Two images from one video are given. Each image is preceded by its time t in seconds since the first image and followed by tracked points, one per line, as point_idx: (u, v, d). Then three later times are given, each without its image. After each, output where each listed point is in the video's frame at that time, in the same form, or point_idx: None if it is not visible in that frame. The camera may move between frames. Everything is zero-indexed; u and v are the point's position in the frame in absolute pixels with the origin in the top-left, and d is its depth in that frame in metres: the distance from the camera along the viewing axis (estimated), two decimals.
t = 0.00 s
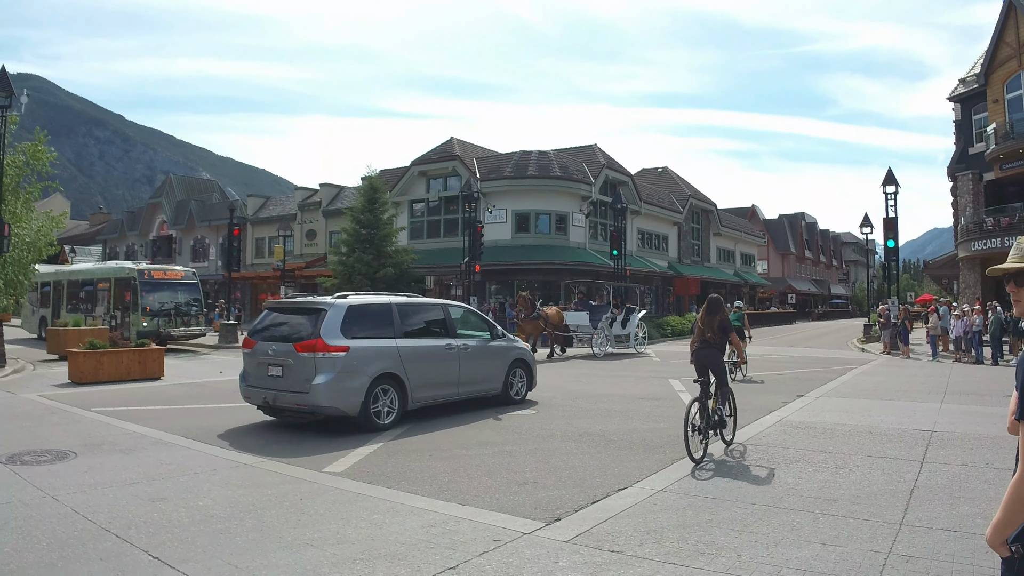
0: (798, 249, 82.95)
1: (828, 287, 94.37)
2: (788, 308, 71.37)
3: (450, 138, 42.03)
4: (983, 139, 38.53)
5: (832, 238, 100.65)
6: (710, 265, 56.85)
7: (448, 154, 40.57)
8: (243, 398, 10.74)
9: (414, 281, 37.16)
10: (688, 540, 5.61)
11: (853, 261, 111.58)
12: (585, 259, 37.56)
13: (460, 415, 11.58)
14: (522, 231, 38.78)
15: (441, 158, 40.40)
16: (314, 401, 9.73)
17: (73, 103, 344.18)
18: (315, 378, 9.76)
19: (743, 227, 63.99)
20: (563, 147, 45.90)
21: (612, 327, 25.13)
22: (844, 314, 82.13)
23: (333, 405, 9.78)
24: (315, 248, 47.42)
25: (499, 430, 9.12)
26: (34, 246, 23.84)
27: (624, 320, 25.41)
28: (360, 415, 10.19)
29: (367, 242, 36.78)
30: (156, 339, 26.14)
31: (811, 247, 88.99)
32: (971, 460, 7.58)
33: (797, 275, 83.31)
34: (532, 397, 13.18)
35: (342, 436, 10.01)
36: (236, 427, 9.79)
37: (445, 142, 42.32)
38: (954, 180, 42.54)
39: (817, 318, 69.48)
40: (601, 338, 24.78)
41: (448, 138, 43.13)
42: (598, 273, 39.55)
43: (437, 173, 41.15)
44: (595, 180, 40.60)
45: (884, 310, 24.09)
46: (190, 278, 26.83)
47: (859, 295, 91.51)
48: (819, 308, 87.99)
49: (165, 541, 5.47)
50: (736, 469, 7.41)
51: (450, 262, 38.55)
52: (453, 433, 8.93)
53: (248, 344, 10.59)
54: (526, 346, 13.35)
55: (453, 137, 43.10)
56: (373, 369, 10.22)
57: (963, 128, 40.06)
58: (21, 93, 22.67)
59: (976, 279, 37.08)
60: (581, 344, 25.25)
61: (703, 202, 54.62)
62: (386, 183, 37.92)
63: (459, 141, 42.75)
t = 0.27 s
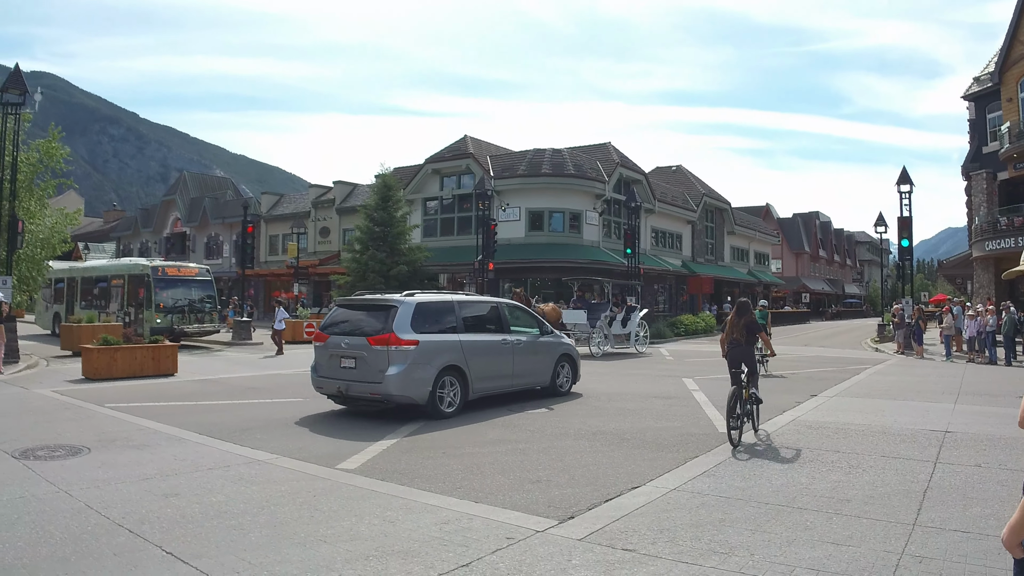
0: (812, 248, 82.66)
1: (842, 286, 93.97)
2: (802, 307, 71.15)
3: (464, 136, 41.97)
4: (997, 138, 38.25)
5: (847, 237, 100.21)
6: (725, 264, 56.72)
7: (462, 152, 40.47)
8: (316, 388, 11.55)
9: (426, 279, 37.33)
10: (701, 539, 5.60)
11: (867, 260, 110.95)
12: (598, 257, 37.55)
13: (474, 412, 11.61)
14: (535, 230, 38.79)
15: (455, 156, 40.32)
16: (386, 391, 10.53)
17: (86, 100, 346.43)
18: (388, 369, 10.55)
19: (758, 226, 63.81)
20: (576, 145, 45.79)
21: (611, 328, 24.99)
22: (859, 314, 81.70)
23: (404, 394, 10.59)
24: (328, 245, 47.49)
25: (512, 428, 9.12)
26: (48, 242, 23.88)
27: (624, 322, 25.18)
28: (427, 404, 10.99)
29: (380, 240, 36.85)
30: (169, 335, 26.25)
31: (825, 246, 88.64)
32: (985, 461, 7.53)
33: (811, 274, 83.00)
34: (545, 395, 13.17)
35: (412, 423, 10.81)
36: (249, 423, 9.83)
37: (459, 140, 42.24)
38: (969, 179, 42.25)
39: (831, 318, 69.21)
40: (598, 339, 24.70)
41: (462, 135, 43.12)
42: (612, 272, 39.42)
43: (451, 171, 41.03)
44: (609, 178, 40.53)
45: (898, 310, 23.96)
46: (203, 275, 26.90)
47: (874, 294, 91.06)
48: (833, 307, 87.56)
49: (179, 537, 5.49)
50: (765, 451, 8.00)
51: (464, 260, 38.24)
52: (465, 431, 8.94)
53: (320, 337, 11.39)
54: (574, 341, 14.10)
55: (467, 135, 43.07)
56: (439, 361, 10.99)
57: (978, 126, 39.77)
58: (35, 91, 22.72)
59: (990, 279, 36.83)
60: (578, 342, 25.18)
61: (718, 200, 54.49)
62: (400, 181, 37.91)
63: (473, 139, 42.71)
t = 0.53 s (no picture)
0: (828, 248, 82.32)
1: (858, 287, 93.45)
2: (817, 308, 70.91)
3: (479, 134, 41.94)
4: (1012, 138, 37.95)
5: (862, 237, 99.81)
6: (740, 263, 56.56)
7: (476, 150, 40.46)
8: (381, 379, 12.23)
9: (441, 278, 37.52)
10: (715, 539, 5.58)
11: (882, 260, 110.23)
12: (613, 256, 37.47)
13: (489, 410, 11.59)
14: (550, 228, 38.81)
15: (470, 154, 40.32)
16: (452, 381, 11.24)
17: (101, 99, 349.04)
18: (454, 361, 11.26)
19: (773, 225, 63.60)
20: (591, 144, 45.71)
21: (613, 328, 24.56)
22: (874, 314, 81.24)
23: (469, 386, 11.31)
24: (343, 243, 47.59)
25: (526, 427, 9.12)
26: (65, 240, 24.31)
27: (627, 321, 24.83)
28: (488, 395, 11.71)
29: (395, 238, 36.87)
30: (184, 332, 26.38)
31: (841, 246, 88.23)
32: (999, 463, 7.48)
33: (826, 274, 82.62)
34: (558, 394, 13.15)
35: (476, 413, 11.54)
36: (262, 420, 9.87)
37: (474, 138, 42.23)
38: (984, 179, 41.94)
39: (846, 319, 68.89)
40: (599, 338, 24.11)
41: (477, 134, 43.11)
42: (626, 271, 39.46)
43: (466, 170, 41.02)
44: (624, 176, 40.47)
45: (913, 310, 23.86)
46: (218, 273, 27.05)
47: (889, 295, 90.63)
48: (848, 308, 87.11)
49: (193, 533, 5.51)
50: (788, 437, 8.64)
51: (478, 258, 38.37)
52: (479, 429, 8.95)
53: (386, 332, 12.06)
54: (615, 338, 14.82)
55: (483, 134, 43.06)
56: (499, 354, 11.73)
57: (993, 126, 39.47)
58: (51, 89, 22.87)
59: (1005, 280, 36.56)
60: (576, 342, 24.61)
61: (733, 200, 54.36)
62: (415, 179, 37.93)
63: (488, 137, 42.69)
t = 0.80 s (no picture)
0: (841, 247, 82.02)
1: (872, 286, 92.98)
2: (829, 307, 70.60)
3: (493, 133, 41.93)
4: None
5: (876, 236, 99.35)
6: (754, 262, 56.39)
7: (490, 149, 40.56)
8: (442, 373, 12.97)
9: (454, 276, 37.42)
10: (728, 539, 5.57)
11: (896, 260, 109.60)
12: (627, 255, 37.41)
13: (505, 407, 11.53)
14: (564, 227, 38.78)
15: (484, 153, 40.43)
16: (511, 374, 11.96)
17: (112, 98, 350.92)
18: (512, 355, 11.97)
19: (787, 224, 63.40)
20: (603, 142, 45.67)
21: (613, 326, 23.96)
22: (888, 314, 80.77)
23: (527, 378, 12.03)
24: (356, 242, 47.68)
25: (538, 425, 9.12)
26: (79, 238, 24.40)
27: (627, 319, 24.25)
28: (543, 386, 12.42)
29: (409, 236, 36.87)
30: (198, 330, 26.47)
31: (855, 245, 87.87)
32: (1013, 465, 7.44)
33: (840, 274, 82.29)
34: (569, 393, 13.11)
35: (534, 404, 12.26)
36: (274, 417, 9.90)
37: (488, 137, 42.25)
38: (998, 178, 41.65)
39: (860, 318, 68.57)
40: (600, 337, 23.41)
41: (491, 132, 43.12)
42: (640, 270, 39.47)
43: (479, 168, 41.12)
44: (638, 175, 40.43)
45: (927, 310, 23.73)
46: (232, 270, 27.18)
47: (903, 294, 90.19)
48: (861, 308, 86.68)
49: (206, 530, 5.52)
50: (809, 424, 9.33)
51: (491, 257, 38.44)
52: (492, 428, 8.96)
53: (445, 329, 12.79)
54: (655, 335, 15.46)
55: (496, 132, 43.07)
56: (553, 349, 12.44)
57: (1006, 125, 39.21)
58: (64, 88, 22.98)
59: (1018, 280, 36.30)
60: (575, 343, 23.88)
61: (747, 198, 54.23)
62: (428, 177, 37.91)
63: (501, 136, 42.70)
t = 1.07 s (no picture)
0: (853, 247, 81.77)
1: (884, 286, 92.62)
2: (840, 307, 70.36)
3: (505, 131, 41.96)
4: None
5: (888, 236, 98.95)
6: (765, 261, 56.26)
7: (501, 147, 40.58)
8: (494, 368, 13.90)
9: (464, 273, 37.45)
10: (739, 538, 5.56)
11: (907, 260, 109.32)
12: (638, 253, 37.42)
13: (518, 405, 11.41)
14: (575, 225, 38.72)
15: (495, 150, 40.46)
16: (562, 368, 12.87)
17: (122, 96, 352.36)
18: (563, 351, 12.89)
19: (799, 223, 63.23)
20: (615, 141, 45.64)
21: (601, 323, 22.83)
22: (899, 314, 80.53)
23: (577, 371, 12.92)
24: (368, 239, 47.75)
25: (549, 423, 9.11)
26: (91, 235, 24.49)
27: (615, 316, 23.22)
28: (590, 380, 13.29)
29: (420, 234, 36.89)
30: (210, 326, 26.54)
31: (867, 245, 87.56)
32: None
33: (851, 273, 82.03)
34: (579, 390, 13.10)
35: (583, 396, 13.16)
36: (285, 414, 9.92)
37: (499, 135, 42.28)
38: (1010, 178, 41.43)
39: (871, 318, 68.32)
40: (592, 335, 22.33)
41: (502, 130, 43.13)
42: (652, 268, 39.50)
43: (491, 166, 41.19)
44: (649, 173, 40.42)
45: (938, 310, 23.64)
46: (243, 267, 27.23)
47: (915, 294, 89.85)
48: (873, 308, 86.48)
49: (218, 525, 5.54)
50: (825, 412, 10.10)
51: (502, 255, 38.47)
52: (503, 425, 8.96)
53: (498, 326, 13.71)
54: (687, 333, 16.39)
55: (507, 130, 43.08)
56: (600, 345, 13.35)
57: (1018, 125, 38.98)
58: (76, 85, 23.06)
59: None
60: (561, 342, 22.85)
61: (759, 197, 54.12)
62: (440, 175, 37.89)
63: (513, 134, 42.71)
